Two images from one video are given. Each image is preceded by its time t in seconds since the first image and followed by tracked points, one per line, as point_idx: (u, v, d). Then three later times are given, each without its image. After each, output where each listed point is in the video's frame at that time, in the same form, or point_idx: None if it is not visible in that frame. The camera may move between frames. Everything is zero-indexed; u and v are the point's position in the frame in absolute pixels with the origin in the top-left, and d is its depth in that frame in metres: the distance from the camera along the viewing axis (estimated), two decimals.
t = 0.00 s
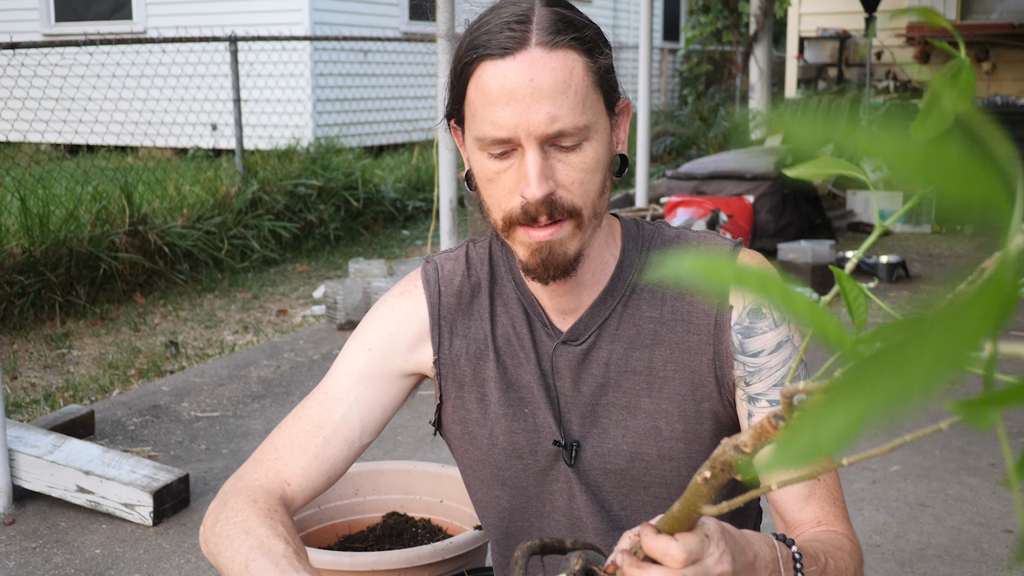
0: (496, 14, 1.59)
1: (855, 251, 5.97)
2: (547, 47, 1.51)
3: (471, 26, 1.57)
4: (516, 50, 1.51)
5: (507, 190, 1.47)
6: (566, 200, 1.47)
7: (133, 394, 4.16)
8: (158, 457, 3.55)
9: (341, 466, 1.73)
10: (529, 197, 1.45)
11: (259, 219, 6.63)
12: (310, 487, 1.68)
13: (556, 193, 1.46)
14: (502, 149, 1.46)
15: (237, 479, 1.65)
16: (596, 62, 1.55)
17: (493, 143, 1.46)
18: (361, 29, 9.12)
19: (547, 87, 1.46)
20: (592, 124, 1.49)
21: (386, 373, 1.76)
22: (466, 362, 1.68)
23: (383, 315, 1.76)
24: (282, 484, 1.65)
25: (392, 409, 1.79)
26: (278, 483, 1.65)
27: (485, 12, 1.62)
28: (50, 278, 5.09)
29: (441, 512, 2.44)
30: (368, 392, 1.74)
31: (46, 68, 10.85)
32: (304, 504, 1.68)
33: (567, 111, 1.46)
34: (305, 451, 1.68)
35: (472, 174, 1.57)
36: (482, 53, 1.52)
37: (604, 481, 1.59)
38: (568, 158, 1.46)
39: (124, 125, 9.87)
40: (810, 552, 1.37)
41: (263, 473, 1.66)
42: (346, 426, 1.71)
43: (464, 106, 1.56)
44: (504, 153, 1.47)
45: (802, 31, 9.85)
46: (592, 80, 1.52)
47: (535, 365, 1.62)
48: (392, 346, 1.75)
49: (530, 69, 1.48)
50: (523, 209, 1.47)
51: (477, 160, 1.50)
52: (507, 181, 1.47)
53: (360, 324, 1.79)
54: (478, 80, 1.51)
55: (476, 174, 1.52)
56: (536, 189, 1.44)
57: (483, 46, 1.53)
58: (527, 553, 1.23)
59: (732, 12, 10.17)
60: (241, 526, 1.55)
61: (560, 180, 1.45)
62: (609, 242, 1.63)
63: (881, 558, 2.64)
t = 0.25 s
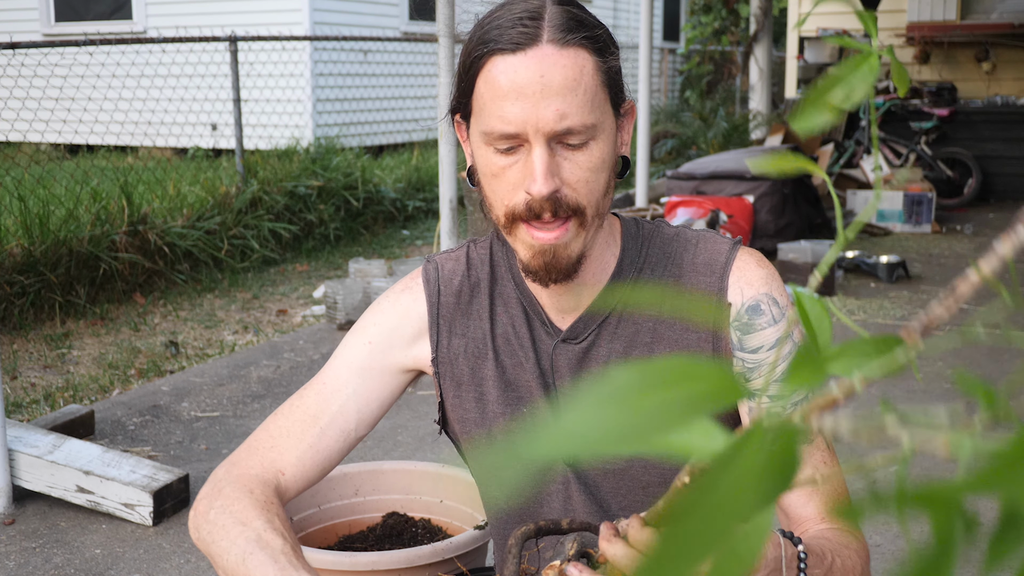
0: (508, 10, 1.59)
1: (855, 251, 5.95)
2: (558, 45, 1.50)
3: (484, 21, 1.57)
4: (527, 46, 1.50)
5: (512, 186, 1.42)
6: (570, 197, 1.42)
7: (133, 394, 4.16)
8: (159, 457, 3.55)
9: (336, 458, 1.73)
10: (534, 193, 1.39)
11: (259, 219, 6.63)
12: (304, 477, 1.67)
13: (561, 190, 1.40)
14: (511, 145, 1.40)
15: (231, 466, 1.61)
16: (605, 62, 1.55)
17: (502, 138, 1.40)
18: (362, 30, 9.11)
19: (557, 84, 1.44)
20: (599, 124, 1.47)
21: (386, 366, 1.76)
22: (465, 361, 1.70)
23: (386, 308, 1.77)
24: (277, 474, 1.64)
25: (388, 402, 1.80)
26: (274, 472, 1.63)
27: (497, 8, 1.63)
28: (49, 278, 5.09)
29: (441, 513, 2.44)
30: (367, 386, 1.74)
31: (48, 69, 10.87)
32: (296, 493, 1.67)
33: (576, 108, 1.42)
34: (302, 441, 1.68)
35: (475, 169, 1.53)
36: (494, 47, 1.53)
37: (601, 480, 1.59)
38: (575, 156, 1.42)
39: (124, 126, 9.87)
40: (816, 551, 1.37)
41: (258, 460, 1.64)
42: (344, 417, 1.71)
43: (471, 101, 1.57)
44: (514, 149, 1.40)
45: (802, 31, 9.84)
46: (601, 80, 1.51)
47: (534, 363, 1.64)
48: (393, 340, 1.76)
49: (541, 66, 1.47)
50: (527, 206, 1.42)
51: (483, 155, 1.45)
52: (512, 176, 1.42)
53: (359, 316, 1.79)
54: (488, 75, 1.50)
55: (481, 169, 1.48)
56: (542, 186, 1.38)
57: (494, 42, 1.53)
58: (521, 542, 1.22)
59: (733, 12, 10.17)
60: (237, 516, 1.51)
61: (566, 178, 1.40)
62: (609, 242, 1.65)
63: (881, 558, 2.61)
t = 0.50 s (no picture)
0: (515, 6, 1.56)
1: (855, 251, 5.90)
2: (568, 45, 1.48)
3: (493, 16, 1.55)
4: (537, 46, 1.49)
5: (516, 185, 1.50)
6: (575, 198, 1.49)
7: (133, 394, 4.16)
8: (158, 457, 3.55)
9: (352, 470, 1.74)
10: (539, 192, 1.47)
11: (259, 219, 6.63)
12: (324, 494, 1.70)
13: (566, 190, 1.48)
14: (516, 144, 1.49)
15: (247, 491, 1.65)
16: (612, 62, 1.54)
17: (508, 136, 1.49)
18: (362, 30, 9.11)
19: (567, 85, 1.47)
20: (607, 125, 1.50)
21: (390, 376, 1.75)
22: (464, 366, 1.65)
23: (387, 319, 1.76)
24: (294, 495, 1.66)
25: (398, 409, 1.79)
26: (291, 495, 1.66)
27: (505, 2, 1.58)
28: (49, 278, 5.09)
29: (441, 513, 2.44)
30: (375, 397, 1.75)
31: (48, 69, 10.88)
32: (317, 510, 1.69)
33: (584, 110, 1.47)
34: (315, 459, 1.69)
35: (479, 167, 1.59)
36: (502, 45, 1.51)
37: (604, 483, 1.57)
38: (580, 157, 1.48)
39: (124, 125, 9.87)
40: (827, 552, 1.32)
41: (275, 484, 1.66)
42: (355, 431, 1.72)
43: (476, 98, 1.55)
44: (518, 148, 1.50)
45: (802, 31, 9.83)
46: (608, 80, 1.51)
47: (534, 365, 1.60)
48: (395, 349, 1.74)
49: (551, 65, 1.47)
50: (531, 204, 1.49)
51: (488, 154, 1.53)
52: (516, 176, 1.50)
53: (361, 330, 1.79)
54: (496, 73, 1.51)
55: (485, 167, 1.55)
56: (548, 185, 1.46)
57: (502, 39, 1.51)
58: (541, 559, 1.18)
59: (733, 12, 10.16)
60: (255, 544, 1.54)
61: (571, 178, 1.47)
62: (608, 240, 1.63)
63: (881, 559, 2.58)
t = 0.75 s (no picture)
0: (514, 6, 1.56)
1: (855, 251, 5.88)
2: (569, 44, 1.49)
3: (491, 17, 1.55)
4: (538, 46, 1.49)
5: (518, 186, 1.50)
6: (578, 197, 1.48)
7: (133, 394, 4.16)
8: (158, 457, 3.55)
9: (350, 468, 1.74)
10: (542, 191, 1.46)
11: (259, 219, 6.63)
12: (321, 491, 1.69)
13: (569, 190, 1.47)
14: (518, 143, 1.49)
15: (244, 485, 1.65)
16: (612, 63, 1.54)
17: (510, 136, 1.49)
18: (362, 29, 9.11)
19: (569, 84, 1.47)
20: (608, 124, 1.50)
21: (390, 375, 1.75)
22: (463, 368, 1.65)
23: (387, 319, 1.76)
24: (291, 491, 1.66)
25: (397, 409, 1.80)
26: (288, 490, 1.65)
27: (504, 3, 1.59)
28: (49, 278, 5.09)
29: (441, 513, 2.44)
30: (374, 395, 1.75)
31: (48, 69, 10.88)
32: (314, 507, 1.69)
33: (587, 109, 1.47)
34: (313, 456, 1.69)
35: (479, 169, 1.58)
36: (502, 45, 1.51)
37: (606, 484, 1.57)
38: (583, 156, 1.48)
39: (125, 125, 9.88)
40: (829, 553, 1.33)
41: (272, 479, 1.66)
42: (353, 428, 1.72)
43: (477, 99, 1.56)
44: (520, 148, 1.49)
45: (802, 31, 9.83)
46: (609, 80, 1.51)
47: (534, 367, 1.60)
48: (395, 348, 1.74)
49: (552, 65, 1.48)
50: (535, 204, 1.48)
51: (489, 155, 1.53)
52: (518, 175, 1.49)
53: (361, 328, 1.79)
54: (497, 73, 1.50)
55: (486, 168, 1.55)
56: (551, 184, 1.45)
57: (503, 39, 1.51)
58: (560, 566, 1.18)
59: (733, 12, 10.16)
60: (253, 541, 1.53)
61: (573, 177, 1.46)
62: (607, 241, 1.63)
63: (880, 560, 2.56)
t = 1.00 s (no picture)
0: (518, 6, 1.54)
1: (855, 251, 5.88)
2: (573, 46, 1.47)
3: (494, 16, 1.53)
4: (542, 47, 1.48)
5: (520, 186, 1.51)
6: (578, 198, 1.49)
7: (133, 394, 4.16)
8: (158, 457, 3.55)
9: (352, 467, 1.75)
10: (544, 194, 1.48)
11: (259, 219, 6.63)
12: (323, 491, 1.70)
13: (570, 191, 1.48)
14: (520, 145, 1.50)
15: (249, 486, 1.65)
16: (615, 65, 1.53)
17: (512, 137, 1.49)
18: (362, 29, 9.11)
19: (571, 87, 1.46)
20: (610, 126, 1.50)
21: (390, 375, 1.75)
22: (461, 369, 1.64)
23: (387, 319, 1.75)
24: (295, 493, 1.66)
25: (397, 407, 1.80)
26: (292, 493, 1.65)
27: (508, 2, 1.57)
28: (49, 278, 5.09)
29: (441, 512, 2.43)
30: (376, 395, 1.74)
31: (48, 69, 10.88)
32: (317, 507, 1.69)
33: (589, 112, 1.47)
34: (315, 457, 1.69)
35: (479, 168, 1.59)
36: (506, 46, 1.49)
37: (605, 485, 1.57)
38: (585, 158, 1.49)
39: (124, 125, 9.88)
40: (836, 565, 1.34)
41: (275, 480, 1.66)
42: (355, 429, 1.72)
43: (478, 99, 1.55)
44: (523, 149, 1.50)
45: (802, 31, 9.83)
46: (612, 82, 1.51)
47: (533, 368, 1.60)
48: (396, 349, 1.73)
49: (555, 67, 1.47)
50: (536, 205, 1.49)
51: (491, 155, 1.53)
52: (520, 176, 1.51)
53: (361, 326, 1.78)
54: (500, 74, 1.50)
55: (487, 168, 1.55)
56: (553, 186, 1.47)
57: (506, 40, 1.50)
58: None
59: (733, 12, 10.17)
60: (257, 546, 1.53)
61: (575, 179, 1.48)
62: (605, 240, 1.63)
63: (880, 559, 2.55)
